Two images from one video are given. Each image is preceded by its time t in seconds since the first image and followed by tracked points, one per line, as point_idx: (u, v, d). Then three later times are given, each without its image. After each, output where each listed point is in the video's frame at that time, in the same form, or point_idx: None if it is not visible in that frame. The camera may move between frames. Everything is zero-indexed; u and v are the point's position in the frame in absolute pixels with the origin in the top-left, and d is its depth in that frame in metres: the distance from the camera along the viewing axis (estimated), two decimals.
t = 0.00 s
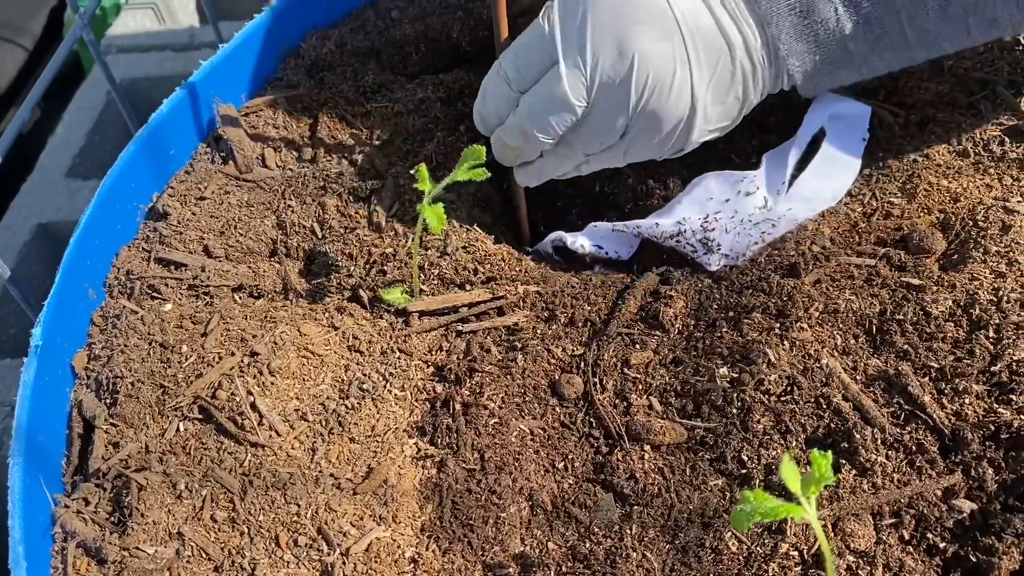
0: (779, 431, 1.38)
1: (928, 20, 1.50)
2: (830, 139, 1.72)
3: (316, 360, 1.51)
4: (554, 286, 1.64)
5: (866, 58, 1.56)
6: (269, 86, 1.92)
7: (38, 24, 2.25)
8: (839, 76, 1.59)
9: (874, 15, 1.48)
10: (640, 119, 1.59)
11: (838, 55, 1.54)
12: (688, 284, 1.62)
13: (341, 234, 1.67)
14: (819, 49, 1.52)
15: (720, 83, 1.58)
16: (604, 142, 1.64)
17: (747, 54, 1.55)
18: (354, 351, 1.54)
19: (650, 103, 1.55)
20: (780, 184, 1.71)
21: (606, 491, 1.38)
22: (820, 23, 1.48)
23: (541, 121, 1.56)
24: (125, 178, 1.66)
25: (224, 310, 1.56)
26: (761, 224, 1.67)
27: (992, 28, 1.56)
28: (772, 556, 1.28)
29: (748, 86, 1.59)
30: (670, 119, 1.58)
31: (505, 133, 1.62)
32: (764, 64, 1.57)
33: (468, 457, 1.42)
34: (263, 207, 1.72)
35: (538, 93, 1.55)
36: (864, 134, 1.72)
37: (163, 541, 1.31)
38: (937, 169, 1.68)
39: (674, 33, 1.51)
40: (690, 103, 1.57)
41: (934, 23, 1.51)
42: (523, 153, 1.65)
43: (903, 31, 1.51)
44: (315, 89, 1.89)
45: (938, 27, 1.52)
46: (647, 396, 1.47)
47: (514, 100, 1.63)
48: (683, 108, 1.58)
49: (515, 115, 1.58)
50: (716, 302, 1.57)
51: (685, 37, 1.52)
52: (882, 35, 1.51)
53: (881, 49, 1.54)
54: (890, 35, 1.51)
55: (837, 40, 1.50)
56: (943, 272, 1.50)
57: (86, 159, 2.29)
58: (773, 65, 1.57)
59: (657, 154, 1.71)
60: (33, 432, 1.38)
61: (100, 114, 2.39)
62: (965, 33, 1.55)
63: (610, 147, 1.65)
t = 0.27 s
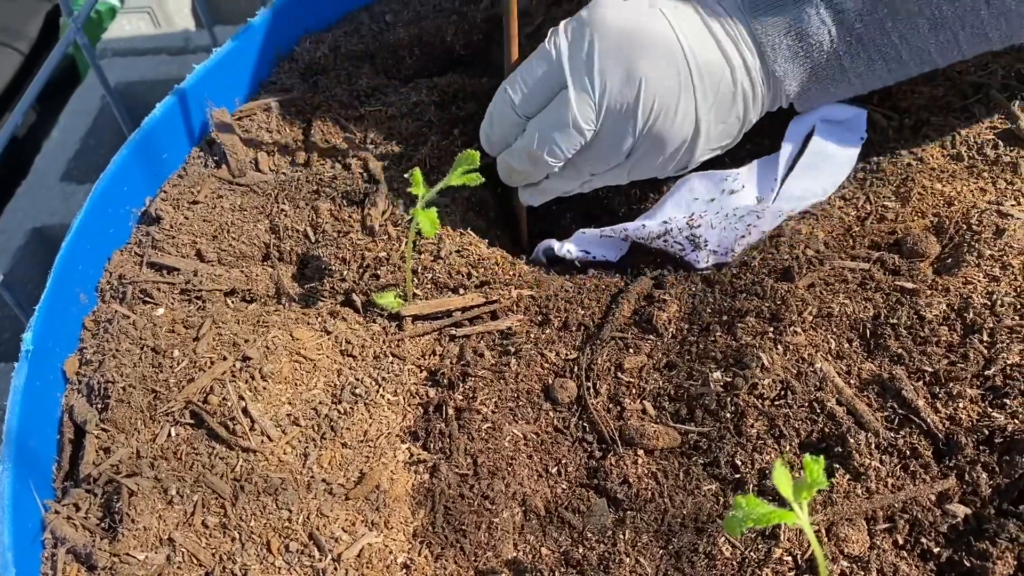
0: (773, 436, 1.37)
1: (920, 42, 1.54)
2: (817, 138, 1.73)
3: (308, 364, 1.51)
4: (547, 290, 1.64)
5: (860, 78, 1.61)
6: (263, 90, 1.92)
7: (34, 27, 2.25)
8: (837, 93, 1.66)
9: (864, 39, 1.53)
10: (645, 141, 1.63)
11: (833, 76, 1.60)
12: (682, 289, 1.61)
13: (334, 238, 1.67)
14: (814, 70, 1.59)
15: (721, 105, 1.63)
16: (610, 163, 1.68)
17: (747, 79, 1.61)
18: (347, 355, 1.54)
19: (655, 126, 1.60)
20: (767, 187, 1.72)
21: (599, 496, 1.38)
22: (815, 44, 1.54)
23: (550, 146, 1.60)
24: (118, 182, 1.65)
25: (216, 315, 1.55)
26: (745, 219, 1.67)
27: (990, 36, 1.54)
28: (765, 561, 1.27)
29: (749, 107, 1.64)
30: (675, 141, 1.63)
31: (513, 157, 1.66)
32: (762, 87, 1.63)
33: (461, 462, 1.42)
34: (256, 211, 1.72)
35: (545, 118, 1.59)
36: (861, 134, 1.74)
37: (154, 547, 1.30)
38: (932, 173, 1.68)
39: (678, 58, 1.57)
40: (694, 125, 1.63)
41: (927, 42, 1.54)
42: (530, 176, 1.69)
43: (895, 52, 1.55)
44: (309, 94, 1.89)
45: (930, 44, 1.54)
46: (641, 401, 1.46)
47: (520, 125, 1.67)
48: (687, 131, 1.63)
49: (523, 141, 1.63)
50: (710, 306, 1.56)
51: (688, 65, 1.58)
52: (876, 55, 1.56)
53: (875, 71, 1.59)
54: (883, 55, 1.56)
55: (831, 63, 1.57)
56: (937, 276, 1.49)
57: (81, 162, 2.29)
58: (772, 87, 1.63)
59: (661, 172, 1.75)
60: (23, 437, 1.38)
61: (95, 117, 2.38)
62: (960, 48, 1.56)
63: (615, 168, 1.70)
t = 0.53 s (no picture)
0: (768, 439, 1.37)
1: (901, 75, 1.58)
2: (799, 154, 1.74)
3: (302, 368, 1.51)
4: (542, 293, 1.64)
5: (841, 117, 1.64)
6: (258, 94, 1.92)
7: (32, 32, 2.25)
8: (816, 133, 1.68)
9: (845, 77, 1.56)
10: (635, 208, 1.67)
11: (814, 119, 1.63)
12: (677, 292, 1.61)
13: (329, 242, 1.66)
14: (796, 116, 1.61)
15: (706, 161, 1.65)
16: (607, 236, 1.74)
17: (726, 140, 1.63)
18: (341, 360, 1.54)
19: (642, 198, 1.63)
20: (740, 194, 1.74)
21: (594, 500, 1.38)
22: (795, 86, 1.55)
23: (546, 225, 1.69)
24: (112, 186, 1.66)
25: (211, 319, 1.55)
26: (695, 214, 1.70)
27: (963, 70, 1.60)
28: (760, 565, 1.27)
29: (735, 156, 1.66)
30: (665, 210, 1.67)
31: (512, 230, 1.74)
32: (744, 131, 1.63)
33: (455, 466, 1.41)
34: (251, 215, 1.72)
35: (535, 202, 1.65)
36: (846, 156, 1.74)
37: (147, 552, 1.29)
38: (926, 176, 1.68)
39: (653, 125, 1.58)
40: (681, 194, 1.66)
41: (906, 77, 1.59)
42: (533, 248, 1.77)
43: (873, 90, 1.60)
44: (304, 98, 1.89)
45: (913, 77, 1.59)
46: (636, 404, 1.46)
47: (516, 198, 1.73)
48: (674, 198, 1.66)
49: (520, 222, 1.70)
50: (705, 310, 1.56)
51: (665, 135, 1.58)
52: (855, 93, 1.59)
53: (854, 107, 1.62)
54: (862, 92, 1.59)
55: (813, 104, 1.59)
56: (931, 279, 1.49)
57: (77, 166, 2.30)
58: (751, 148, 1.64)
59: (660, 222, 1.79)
60: (16, 442, 1.37)
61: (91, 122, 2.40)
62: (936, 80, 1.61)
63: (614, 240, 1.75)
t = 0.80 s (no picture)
0: (766, 442, 1.38)
1: None
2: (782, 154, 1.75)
3: (304, 372, 1.52)
4: (542, 297, 1.65)
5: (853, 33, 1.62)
6: (259, 98, 1.93)
7: (30, 37, 2.26)
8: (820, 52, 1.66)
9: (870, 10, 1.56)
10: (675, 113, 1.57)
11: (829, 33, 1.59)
12: (676, 295, 1.62)
13: (330, 246, 1.68)
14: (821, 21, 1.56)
15: (687, 134, 1.65)
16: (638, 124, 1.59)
17: None
18: (343, 363, 1.55)
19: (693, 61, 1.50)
20: (719, 200, 1.77)
21: (594, 502, 1.39)
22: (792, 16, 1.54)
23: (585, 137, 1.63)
24: (115, 191, 1.67)
25: (213, 323, 1.56)
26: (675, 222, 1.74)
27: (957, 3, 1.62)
28: (759, 566, 1.28)
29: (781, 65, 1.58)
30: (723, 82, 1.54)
31: (533, 138, 1.63)
32: (730, 113, 1.62)
33: (456, 469, 1.42)
34: (252, 220, 1.73)
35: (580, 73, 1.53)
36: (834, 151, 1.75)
37: (151, 554, 1.30)
38: (922, 180, 1.70)
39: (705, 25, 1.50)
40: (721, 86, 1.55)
41: None
42: (552, 147, 1.65)
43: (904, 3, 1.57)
44: (305, 102, 1.90)
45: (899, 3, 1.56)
46: (635, 407, 1.47)
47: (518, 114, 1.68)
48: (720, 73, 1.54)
49: (544, 118, 1.58)
50: (704, 313, 1.57)
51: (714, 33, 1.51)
52: (869, 26, 1.60)
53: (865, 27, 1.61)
54: (878, 23, 1.60)
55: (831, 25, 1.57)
56: (927, 282, 1.51)
57: (77, 172, 2.30)
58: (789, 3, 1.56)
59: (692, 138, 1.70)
60: (20, 446, 1.38)
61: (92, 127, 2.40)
62: None
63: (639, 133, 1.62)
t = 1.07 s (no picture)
0: (764, 445, 1.37)
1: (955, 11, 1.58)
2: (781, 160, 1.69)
3: (298, 375, 1.50)
4: (538, 299, 1.64)
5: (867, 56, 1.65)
6: (255, 99, 1.92)
7: (27, 39, 2.31)
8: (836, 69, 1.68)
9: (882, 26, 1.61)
10: (703, 95, 1.59)
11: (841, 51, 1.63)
12: (674, 297, 1.61)
13: (324, 248, 1.66)
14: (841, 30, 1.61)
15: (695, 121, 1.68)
16: (658, 100, 1.59)
17: None
18: (337, 366, 1.53)
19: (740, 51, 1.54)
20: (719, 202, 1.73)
21: (590, 506, 1.37)
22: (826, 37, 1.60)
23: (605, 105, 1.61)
24: (108, 193, 1.66)
25: (206, 325, 1.55)
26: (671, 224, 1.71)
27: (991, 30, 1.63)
28: (756, 570, 1.27)
29: (802, 75, 1.63)
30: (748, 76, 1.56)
31: (552, 87, 1.57)
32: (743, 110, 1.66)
33: (451, 472, 1.41)
34: (246, 221, 1.72)
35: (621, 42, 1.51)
36: (834, 160, 1.70)
37: (142, 559, 1.29)
38: (921, 181, 1.69)
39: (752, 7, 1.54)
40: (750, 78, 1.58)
41: None
42: (558, 106, 1.62)
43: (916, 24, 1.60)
44: (301, 104, 1.89)
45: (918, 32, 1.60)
46: (632, 410, 1.46)
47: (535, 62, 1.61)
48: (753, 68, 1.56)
49: (568, 69, 1.53)
50: (701, 315, 1.56)
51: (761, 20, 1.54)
52: (886, 44, 1.63)
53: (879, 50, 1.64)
54: (894, 41, 1.62)
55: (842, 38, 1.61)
56: (926, 284, 1.50)
57: (74, 173, 2.29)
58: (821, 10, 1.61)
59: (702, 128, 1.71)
60: (10, 449, 1.37)
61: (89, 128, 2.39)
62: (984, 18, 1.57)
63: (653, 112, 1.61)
